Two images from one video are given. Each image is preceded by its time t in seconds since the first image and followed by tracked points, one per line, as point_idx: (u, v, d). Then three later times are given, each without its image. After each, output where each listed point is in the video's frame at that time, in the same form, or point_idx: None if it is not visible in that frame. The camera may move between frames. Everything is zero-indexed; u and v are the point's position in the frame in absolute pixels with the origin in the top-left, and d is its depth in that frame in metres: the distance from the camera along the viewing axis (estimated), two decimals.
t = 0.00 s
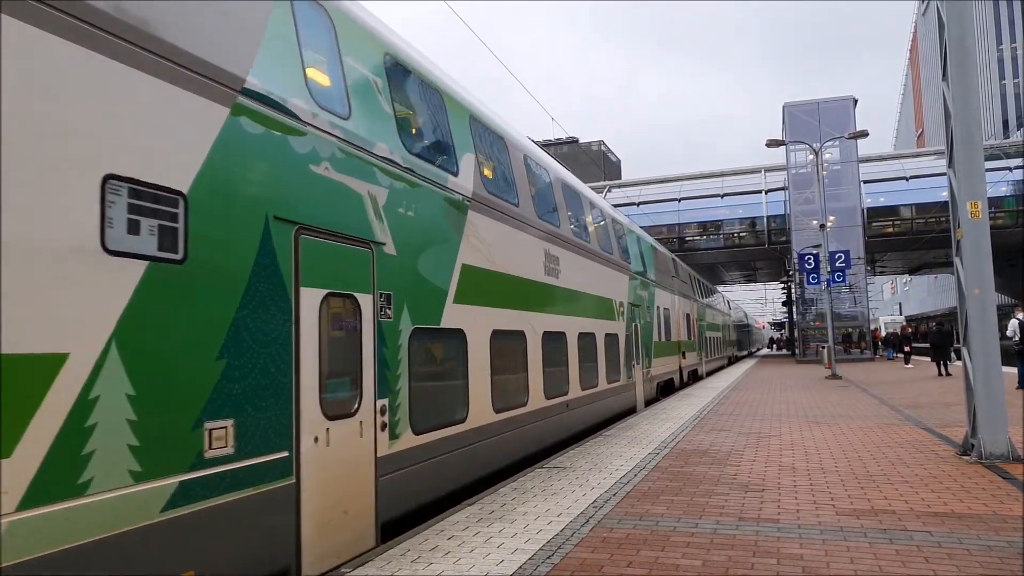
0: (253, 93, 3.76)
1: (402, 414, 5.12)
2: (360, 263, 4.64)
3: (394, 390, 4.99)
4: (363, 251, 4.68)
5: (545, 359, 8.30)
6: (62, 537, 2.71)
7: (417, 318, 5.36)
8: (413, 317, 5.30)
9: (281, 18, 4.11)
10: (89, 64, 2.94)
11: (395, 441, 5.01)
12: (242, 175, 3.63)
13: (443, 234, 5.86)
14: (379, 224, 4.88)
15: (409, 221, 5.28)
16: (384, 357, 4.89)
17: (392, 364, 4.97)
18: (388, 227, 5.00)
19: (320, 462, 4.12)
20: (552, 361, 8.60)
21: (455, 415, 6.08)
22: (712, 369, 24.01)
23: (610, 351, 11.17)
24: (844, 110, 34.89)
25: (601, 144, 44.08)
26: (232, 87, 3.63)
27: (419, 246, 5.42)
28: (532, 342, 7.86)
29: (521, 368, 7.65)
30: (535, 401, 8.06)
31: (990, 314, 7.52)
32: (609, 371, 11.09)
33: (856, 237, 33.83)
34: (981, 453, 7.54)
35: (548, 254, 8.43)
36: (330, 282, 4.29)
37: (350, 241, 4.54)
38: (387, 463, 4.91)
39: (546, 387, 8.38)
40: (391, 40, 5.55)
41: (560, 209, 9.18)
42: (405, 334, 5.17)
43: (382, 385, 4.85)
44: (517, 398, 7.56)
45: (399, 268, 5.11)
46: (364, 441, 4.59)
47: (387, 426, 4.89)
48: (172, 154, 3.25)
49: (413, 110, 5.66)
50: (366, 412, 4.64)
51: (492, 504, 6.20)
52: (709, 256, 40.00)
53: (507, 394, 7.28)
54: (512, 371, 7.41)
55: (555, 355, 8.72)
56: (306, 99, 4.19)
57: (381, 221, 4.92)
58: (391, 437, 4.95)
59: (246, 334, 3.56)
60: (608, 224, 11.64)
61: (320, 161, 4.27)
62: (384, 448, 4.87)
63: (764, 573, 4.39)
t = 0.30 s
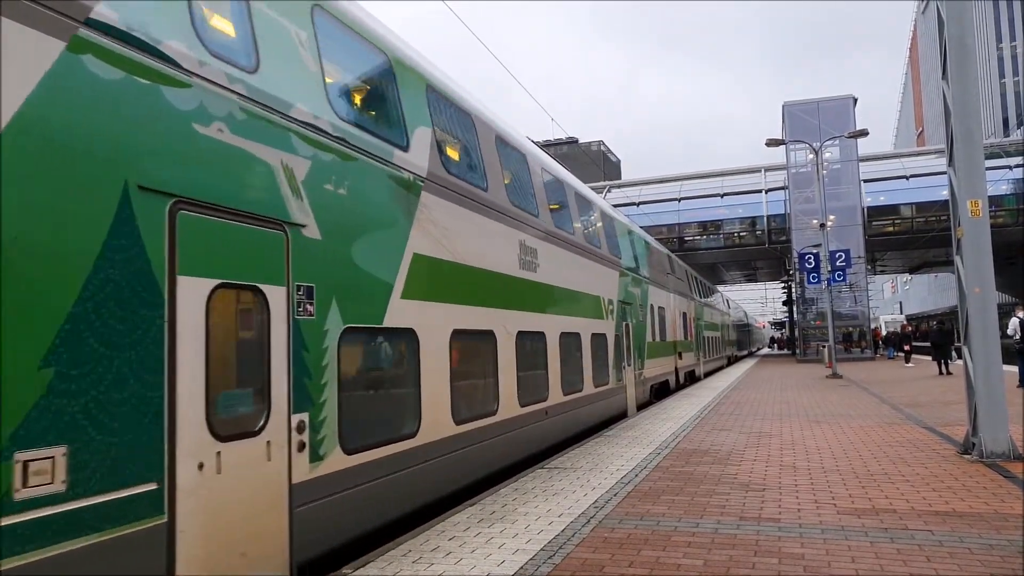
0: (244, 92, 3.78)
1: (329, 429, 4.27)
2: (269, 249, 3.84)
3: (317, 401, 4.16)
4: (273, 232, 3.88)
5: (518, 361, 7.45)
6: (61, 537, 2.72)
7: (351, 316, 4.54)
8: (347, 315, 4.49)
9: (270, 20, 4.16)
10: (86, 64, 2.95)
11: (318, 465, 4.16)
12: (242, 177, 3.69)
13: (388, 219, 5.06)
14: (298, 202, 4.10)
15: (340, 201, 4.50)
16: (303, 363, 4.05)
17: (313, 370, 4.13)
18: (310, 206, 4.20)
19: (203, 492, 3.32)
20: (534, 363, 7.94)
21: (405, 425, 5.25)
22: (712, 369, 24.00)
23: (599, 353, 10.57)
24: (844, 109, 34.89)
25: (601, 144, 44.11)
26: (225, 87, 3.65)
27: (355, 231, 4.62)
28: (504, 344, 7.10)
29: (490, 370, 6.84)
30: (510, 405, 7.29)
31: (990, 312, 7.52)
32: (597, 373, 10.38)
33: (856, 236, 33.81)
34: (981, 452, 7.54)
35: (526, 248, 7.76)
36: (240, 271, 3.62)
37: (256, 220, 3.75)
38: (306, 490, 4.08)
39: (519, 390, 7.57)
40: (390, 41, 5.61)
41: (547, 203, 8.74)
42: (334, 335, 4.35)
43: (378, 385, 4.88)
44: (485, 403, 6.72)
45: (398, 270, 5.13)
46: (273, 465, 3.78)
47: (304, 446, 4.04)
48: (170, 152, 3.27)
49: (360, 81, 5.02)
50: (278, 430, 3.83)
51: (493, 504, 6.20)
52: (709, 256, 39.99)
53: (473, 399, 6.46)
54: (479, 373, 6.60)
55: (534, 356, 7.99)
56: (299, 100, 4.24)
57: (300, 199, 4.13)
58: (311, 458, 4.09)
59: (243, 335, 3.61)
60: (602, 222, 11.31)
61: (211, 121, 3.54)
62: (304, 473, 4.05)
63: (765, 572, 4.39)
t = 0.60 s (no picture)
0: (235, 91, 3.78)
1: (227, 451, 3.53)
2: (149, 231, 3.20)
3: (209, 416, 3.42)
4: (144, 206, 3.17)
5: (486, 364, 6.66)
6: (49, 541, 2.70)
7: (263, 311, 3.80)
8: (255, 312, 3.75)
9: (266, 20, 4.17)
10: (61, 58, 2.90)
11: (212, 494, 3.44)
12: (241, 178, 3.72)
13: (319, 199, 4.33)
14: (186, 172, 3.40)
15: (248, 173, 3.77)
16: (191, 369, 3.34)
17: (205, 376, 3.41)
18: (206, 179, 3.49)
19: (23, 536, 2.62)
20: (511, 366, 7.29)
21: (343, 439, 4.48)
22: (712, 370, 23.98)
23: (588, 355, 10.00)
24: (843, 109, 34.90)
25: (600, 143, 44.15)
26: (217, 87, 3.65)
27: (269, 210, 3.90)
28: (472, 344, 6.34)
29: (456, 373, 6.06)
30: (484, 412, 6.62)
31: (989, 312, 7.52)
32: (585, 375, 9.76)
33: (855, 236, 33.82)
34: (980, 452, 7.55)
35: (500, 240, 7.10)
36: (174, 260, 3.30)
37: (131, 192, 3.12)
38: (191, 525, 3.32)
39: (492, 394, 6.82)
40: (391, 43, 5.62)
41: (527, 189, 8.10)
42: (238, 333, 3.63)
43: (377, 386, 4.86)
44: (448, 411, 5.94)
45: (397, 271, 5.12)
46: (141, 498, 3.07)
47: (193, 471, 3.32)
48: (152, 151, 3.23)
49: (285, 39, 4.32)
50: (151, 452, 3.12)
51: (493, 504, 6.21)
52: (709, 256, 39.99)
53: (435, 406, 5.71)
54: (443, 378, 5.84)
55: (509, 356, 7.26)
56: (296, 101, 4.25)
57: (189, 169, 3.41)
58: (200, 486, 3.37)
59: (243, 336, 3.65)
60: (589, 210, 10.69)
61: (59, 65, 2.89)
62: (191, 505, 3.32)
63: (765, 572, 4.39)
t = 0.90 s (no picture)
0: (235, 90, 3.76)
1: (69, 482, 2.78)
2: None
3: (39, 438, 2.67)
4: None
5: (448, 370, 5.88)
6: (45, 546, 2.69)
7: (129, 306, 3.04)
8: (116, 303, 2.98)
9: (270, 20, 4.16)
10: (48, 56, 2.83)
11: (43, 542, 2.68)
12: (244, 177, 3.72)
13: (215, 171, 3.53)
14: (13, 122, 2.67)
15: (108, 133, 3.01)
16: (11, 379, 2.58)
17: (34, 390, 2.64)
18: (42, 133, 2.75)
19: None
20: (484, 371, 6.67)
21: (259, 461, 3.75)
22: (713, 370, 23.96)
23: (573, 358, 9.34)
24: (843, 109, 34.91)
25: (600, 144, 44.21)
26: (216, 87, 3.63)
27: (144, 180, 3.14)
28: (432, 347, 5.61)
29: (410, 380, 5.32)
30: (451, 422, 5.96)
31: (990, 312, 7.52)
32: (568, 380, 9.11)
33: (855, 236, 33.80)
34: (981, 452, 7.55)
35: (468, 228, 6.37)
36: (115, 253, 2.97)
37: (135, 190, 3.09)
38: (193, 525, 3.34)
39: (456, 403, 6.08)
40: (393, 44, 5.62)
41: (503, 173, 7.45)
42: (91, 333, 2.88)
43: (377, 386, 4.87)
44: (400, 424, 5.20)
45: (398, 272, 5.12)
46: None
47: (12, 513, 2.58)
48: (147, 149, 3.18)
49: None
50: None
51: (493, 505, 6.20)
52: (709, 256, 39.99)
53: (384, 419, 4.97)
54: (393, 385, 5.09)
55: (478, 359, 6.54)
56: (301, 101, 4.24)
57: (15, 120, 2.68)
58: (26, 531, 2.62)
59: (244, 335, 3.66)
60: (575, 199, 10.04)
61: None
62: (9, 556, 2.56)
63: (765, 573, 4.39)
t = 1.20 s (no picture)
0: (231, 89, 3.73)
1: None
2: None
3: None
4: None
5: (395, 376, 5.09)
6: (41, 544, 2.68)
7: (126, 308, 3.03)
8: None
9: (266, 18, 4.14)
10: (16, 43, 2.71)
11: None
12: (242, 178, 3.72)
13: (62, 123, 2.85)
14: None
15: None
16: None
17: None
18: None
19: None
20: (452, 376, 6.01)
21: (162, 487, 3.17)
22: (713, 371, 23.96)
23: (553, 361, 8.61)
24: (843, 110, 34.92)
25: (601, 145, 44.35)
26: (211, 84, 3.61)
27: None
28: (376, 351, 4.84)
29: (346, 390, 4.54)
30: (408, 435, 5.25)
31: (990, 313, 7.51)
32: (547, 384, 8.37)
33: (855, 236, 33.79)
34: (982, 453, 7.53)
35: (426, 214, 5.63)
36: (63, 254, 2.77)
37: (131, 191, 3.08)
38: (195, 525, 3.34)
39: (410, 414, 5.31)
40: (393, 44, 5.61)
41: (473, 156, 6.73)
42: None
43: (377, 387, 4.85)
44: (332, 441, 4.41)
45: (397, 273, 5.11)
46: None
47: None
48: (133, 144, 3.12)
49: None
50: None
51: (493, 506, 6.19)
52: (709, 257, 39.99)
53: (313, 436, 4.22)
54: (321, 395, 4.31)
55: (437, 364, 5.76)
56: (299, 103, 4.24)
57: None
58: None
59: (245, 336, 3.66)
60: (558, 187, 9.34)
61: None
62: None
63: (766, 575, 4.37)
